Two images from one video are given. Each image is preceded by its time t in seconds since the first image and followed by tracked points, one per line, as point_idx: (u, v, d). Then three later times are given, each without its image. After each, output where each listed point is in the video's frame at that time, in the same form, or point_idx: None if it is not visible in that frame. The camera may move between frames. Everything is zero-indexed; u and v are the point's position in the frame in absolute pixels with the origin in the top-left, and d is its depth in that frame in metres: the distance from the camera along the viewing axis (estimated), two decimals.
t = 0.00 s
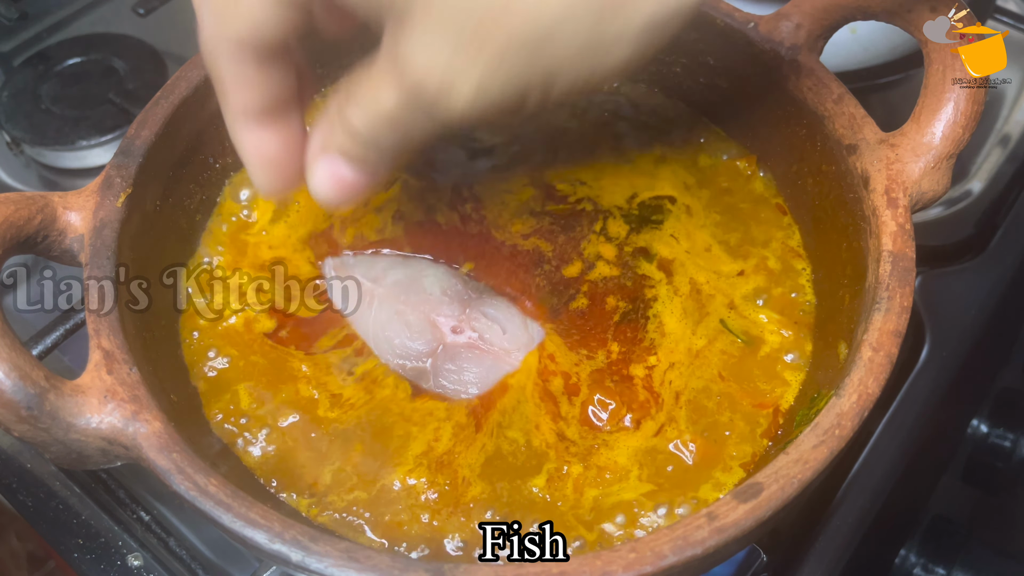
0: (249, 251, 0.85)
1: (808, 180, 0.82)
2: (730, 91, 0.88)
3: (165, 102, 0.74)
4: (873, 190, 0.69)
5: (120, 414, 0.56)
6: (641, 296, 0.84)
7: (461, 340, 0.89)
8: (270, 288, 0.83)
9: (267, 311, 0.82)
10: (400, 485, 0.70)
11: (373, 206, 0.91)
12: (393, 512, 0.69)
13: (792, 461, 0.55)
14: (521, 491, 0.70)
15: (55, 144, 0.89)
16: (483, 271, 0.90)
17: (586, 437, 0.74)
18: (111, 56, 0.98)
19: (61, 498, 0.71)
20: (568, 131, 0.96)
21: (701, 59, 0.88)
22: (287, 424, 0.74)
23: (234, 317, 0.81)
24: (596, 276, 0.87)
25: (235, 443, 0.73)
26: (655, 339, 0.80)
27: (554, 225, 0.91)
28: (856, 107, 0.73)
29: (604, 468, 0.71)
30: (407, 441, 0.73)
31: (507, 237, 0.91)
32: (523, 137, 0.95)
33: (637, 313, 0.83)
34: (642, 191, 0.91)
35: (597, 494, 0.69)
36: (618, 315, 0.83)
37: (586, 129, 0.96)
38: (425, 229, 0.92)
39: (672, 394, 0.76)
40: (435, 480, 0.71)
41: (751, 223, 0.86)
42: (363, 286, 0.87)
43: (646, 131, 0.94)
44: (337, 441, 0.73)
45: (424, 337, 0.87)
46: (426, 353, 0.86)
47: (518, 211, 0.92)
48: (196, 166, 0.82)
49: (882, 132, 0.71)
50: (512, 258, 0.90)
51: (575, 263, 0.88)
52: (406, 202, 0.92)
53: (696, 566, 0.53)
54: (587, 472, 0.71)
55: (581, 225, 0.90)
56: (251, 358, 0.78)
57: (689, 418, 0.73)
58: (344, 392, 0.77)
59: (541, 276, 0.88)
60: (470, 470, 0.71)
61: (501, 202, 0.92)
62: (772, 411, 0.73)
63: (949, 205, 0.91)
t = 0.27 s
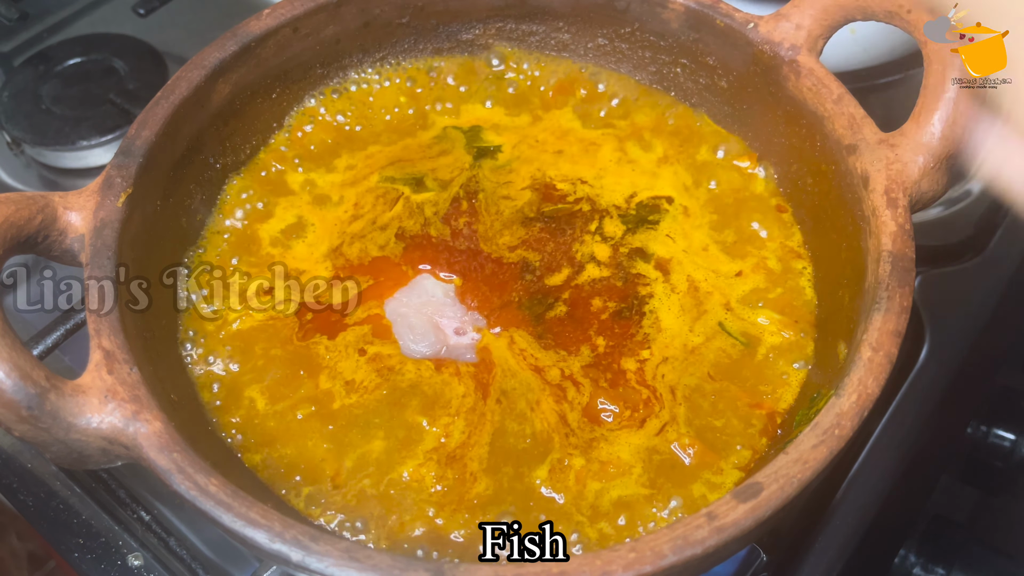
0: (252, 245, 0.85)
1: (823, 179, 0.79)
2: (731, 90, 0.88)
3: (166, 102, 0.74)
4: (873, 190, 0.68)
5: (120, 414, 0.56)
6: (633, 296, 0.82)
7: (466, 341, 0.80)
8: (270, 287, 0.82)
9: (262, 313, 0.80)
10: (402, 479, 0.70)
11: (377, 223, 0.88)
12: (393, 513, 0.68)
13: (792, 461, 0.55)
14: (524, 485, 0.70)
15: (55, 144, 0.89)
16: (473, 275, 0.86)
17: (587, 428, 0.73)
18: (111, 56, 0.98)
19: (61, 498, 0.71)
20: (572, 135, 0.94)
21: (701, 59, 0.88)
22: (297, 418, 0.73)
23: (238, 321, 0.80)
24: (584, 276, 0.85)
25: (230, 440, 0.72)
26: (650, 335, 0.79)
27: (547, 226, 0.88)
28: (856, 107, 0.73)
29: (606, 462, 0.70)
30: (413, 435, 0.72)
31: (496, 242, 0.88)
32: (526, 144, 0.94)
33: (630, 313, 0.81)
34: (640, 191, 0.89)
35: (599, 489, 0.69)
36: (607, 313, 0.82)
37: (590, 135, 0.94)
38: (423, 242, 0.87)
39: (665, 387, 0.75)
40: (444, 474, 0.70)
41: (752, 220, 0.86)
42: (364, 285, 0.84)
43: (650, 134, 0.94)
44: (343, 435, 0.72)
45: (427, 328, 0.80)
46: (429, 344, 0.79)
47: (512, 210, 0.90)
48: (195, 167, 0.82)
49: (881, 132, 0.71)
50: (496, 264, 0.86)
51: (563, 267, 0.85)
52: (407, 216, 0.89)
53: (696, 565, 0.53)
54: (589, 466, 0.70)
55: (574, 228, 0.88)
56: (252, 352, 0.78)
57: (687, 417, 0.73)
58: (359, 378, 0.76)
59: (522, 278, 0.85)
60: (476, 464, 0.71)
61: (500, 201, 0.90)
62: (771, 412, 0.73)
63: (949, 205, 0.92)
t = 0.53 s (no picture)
0: (251, 247, 0.85)
1: (822, 180, 0.79)
2: (731, 91, 0.88)
3: (166, 102, 0.74)
4: (873, 190, 0.69)
5: (120, 414, 0.56)
6: (629, 300, 0.82)
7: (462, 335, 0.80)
8: (270, 288, 0.82)
9: (262, 313, 0.80)
10: (402, 480, 0.70)
11: (378, 228, 0.87)
12: (393, 514, 0.68)
13: (792, 461, 0.55)
14: (525, 484, 0.70)
15: (55, 144, 0.90)
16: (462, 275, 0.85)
17: (585, 428, 0.73)
18: (112, 56, 0.98)
19: (61, 498, 0.71)
20: (568, 139, 0.94)
21: (701, 59, 0.88)
22: (297, 417, 0.73)
23: (237, 322, 0.80)
24: (579, 284, 0.84)
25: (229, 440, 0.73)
26: (648, 337, 0.79)
27: (543, 234, 0.88)
28: (856, 107, 0.73)
29: (605, 462, 0.71)
30: (413, 436, 0.72)
31: (492, 251, 0.87)
32: (523, 148, 0.93)
33: (626, 318, 0.81)
34: (635, 195, 0.89)
35: (598, 489, 0.69)
36: (601, 319, 0.81)
37: (586, 138, 0.94)
38: (424, 249, 0.87)
39: (661, 389, 0.75)
40: (441, 475, 0.70)
41: (752, 220, 0.86)
42: (364, 285, 0.83)
43: (648, 136, 0.94)
44: (343, 434, 0.72)
45: (426, 327, 0.80)
46: (428, 343, 0.79)
47: (509, 218, 0.89)
48: (195, 167, 0.82)
49: (881, 132, 0.71)
50: (490, 273, 0.85)
51: (556, 278, 0.84)
52: (407, 220, 0.89)
53: (696, 565, 0.53)
54: (588, 467, 0.70)
55: (567, 236, 0.87)
56: (252, 352, 0.78)
57: (686, 417, 0.73)
58: (360, 377, 0.76)
59: (517, 287, 0.84)
60: (476, 464, 0.71)
61: (497, 209, 0.90)
62: (771, 413, 0.73)
63: (949, 205, 0.92)
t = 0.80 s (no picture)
0: (252, 247, 0.85)
1: (824, 179, 0.79)
2: (731, 91, 0.88)
3: (166, 102, 0.74)
4: (873, 189, 0.69)
5: (120, 414, 0.56)
6: (630, 300, 0.82)
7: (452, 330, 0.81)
8: (271, 288, 0.82)
9: (262, 313, 0.80)
10: (402, 479, 0.70)
11: (380, 229, 0.87)
12: (393, 513, 0.68)
13: (792, 461, 0.55)
14: (526, 483, 0.70)
15: (55, 144, 0.90)
16: (461, 276, 0.85)
17: (585, 426, 0.73)
18: (112, 56, 0.98)
19: (61, 498, 0.71)
20: (567, 140, 0.94)
21: (701, 59, 0.88)
22: (300, 415, 0.74)
23: (237, 323, 0.80)
24: (579, 287, 0.83)
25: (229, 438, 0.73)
26: (648, 336, 0.79)
27: (544, 237, 0.87)
28: (856, 107, 0.73)
29: (605, 461, 0.71)
30: (414, 436, 0.72)
31: (494, 254, 0.86)
32: (522, 150, 0.93)
33: (626, 317, 0.81)
34: (635, 194, 0.89)
35: (599, 488, 0.69)
36: (600, 320, 0.81)
37: (585, 139, 0.94)
38: (426, 252, 0.86)
39: (661, 387, 0.75)
40: (441, 475, 0.70)
41: (752, 220, 0.86)
42: (364, 284, 0.83)
43: (648, 136, 0.94)
44: (344, 433, 0.72)
45: (428, 328, 0.80)
46: (429, 343, 0.79)
47: (510, 220, 0.89)
48: (195, 167, 0.82)
49: (881, 132, 0.71)
50: (490, 277, 0.85)
51: (555, 282, 0.84)
52: (410, 221, 0.88)
53: (696, 565, 0.53)
54: (588, 465, 0.70)
55: (567, 238, 0.87)
56: (252, 351, 0.78)
57: (685, 416, 0.73)
58: (362, 376, 0.76)
59: (515, 291, 0.83)
60: (478, 463, 0.71)
61: (497, 211, 0.89)
62: (771, 413, 0.73)
63: (949, 205, 0.92)
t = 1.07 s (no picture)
0: (251, 248, 0.85)
1: (823, 180, 0.79)
2: (731, 91, 0.88)
3: (166, 102, 0.74)
4: (873, 190, 0.69)
5: (120, 414, 0.56)
6: (629, 301, 0.82)
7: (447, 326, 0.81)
8: (271, 289, 0.82)
9: (262, 313, 0.80)
10: (403, 479, 0.70)
11: (382, 231, 0.87)
12: (394, 514, 0.68)
13: (792, 461, 0.55)
14: (527, 482, 0.70)
15: (55, 144, 0.90)
16: (461, 277, 0.85)
17: (586, 426, 0.73)
18: (112, 56, 0.98)
19: (61, 498, 0.71)
20: (566, 141, 0.94)
21: (701, 59, 0.88)
22: (301, 414, 0.74)
23: (237, 323, 0.80)
24: (579, 289, 0.83)
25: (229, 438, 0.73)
26: (648, 336, 0.79)
27: (544, 239, 0.87)
28: (856, 107, 0.73)
29: (605, 460, 0.71)
30: (414, 436, 0.72)
31: (494, 256, 0.86)
32: (521, 151, 0.93)
33: (625, 318, 0.81)
34: (635, 195, 0.89)
35: (599, 488, 0.69)
36: (599, 321, 0.81)
37: (585, 139, 0.94)
38: (427, 254, 0.86)
39: (660, 387, 0.76)
40: (441, 475, 0.70)
41: (751, 221, 0.86)
42: (364, 284, 0.83)
43: (649, 136, 0.94)
44: (344, 433, 0.73)
45: (427, 328, 0.80)
46: (429, 343, 0.79)
47: (510, 222, 0.88)
48: (196, 167, 0.82)
49: (881, 132, 0.71)
50: (490, 278, 0.84)
51: (555, 285, 0.84)
52: (411, 223, 0.88)
53: (696, 566, 0.53)
54: (588, 465, 0.70)
55: (566, 239, 0.87)
56: (252, 352, 0.78)
57: (685, 416, 0.73)
58: (362, 376, 0.76)
59: (514, 294, 0.83)
60: (478, 463, 0.71)
61: (497, 213, 0.89)
62: (771, 414, 0.73)
63: (948, 205, 0.92)
